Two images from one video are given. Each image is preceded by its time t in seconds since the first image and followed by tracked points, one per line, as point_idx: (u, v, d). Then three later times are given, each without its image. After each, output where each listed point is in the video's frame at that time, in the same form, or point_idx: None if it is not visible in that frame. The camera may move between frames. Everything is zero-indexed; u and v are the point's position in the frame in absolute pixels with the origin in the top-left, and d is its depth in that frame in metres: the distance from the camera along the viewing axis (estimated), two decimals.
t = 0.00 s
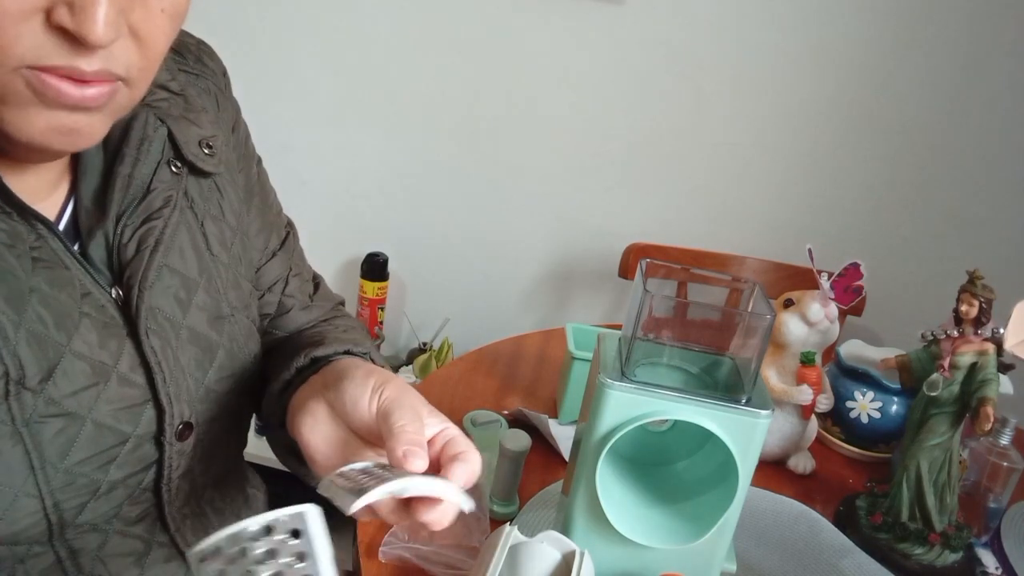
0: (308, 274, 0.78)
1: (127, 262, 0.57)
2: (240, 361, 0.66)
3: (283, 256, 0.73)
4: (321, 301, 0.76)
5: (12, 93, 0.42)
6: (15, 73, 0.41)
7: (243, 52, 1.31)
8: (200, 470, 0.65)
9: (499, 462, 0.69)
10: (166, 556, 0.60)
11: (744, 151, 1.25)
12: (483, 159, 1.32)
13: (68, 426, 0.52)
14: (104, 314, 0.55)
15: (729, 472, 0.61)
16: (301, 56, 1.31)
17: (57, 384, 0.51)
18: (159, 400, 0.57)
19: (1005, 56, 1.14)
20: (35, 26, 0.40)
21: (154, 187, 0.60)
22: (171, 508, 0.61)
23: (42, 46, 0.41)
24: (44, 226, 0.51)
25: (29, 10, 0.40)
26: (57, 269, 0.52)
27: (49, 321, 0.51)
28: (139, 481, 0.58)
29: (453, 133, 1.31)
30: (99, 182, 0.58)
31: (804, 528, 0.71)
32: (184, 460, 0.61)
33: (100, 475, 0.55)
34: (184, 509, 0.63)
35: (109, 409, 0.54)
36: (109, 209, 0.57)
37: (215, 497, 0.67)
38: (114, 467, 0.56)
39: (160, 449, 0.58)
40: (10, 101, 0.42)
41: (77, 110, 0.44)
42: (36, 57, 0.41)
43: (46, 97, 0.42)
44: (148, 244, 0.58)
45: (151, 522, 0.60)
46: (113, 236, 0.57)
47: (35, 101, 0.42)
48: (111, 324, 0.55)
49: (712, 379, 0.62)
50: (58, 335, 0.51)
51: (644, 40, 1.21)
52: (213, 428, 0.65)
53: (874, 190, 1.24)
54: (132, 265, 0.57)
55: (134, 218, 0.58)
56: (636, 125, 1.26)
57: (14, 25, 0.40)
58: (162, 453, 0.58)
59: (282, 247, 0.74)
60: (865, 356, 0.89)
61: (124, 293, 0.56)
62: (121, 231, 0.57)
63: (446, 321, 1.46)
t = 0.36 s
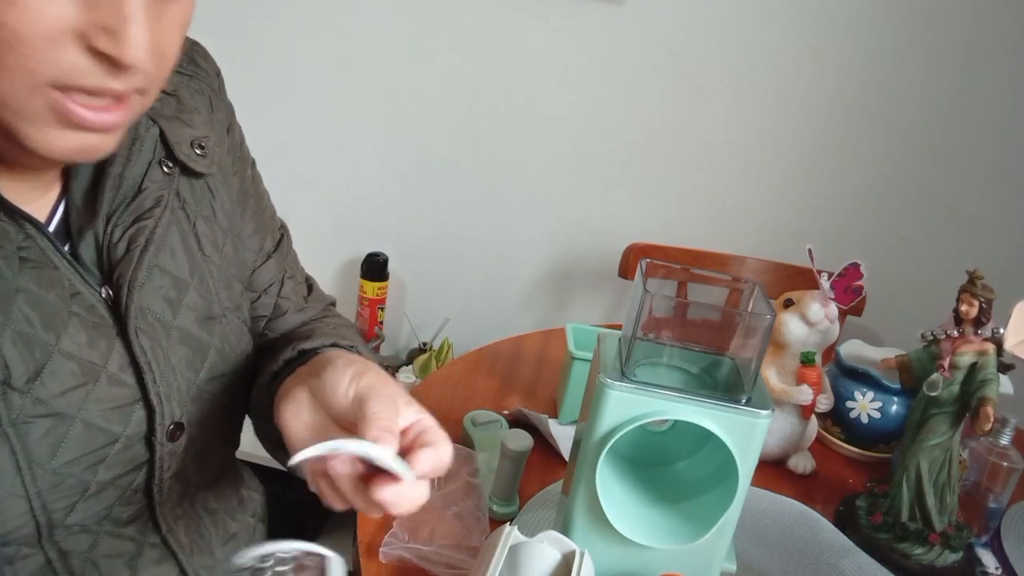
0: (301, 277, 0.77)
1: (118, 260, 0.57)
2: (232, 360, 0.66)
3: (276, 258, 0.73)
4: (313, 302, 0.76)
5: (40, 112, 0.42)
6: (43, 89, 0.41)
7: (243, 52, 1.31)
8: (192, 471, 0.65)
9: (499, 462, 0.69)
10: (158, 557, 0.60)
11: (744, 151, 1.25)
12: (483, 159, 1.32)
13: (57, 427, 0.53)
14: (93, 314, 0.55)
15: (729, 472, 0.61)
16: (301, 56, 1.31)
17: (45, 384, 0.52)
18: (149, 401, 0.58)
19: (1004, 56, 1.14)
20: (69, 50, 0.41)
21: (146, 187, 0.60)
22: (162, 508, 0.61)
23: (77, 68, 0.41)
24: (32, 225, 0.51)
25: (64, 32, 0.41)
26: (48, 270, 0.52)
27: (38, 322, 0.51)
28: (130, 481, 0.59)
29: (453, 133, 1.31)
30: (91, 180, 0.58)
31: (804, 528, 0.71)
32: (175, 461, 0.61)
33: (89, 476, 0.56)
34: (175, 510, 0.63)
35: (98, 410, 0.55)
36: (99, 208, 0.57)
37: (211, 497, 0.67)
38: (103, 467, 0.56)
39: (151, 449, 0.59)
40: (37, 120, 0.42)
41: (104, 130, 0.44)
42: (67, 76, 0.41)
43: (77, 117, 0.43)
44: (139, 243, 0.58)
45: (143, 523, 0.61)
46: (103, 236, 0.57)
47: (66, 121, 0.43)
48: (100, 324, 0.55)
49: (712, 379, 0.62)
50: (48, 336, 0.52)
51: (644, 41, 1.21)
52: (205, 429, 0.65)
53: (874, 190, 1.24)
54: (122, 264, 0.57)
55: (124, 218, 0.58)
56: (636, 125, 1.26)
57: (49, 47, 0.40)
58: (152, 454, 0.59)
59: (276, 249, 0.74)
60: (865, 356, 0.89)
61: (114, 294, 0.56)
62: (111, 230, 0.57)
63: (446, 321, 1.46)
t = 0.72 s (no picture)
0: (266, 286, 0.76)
1: (144, 252, 0.55)
2: (238, 346, 0.63)
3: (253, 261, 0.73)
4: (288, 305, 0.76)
5: (144, 139, 0.44)
6: (148, 125, 0.43)
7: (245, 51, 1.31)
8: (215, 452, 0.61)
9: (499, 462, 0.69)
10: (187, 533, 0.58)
11: (745, 151, 1.25)
12: (484, 159, 1.32)
13: (109, 415, 0.50)
14: (125, 301, 0.51)
15: (729, 472, 0.61)
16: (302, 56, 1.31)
17: (96, 374, 0.49)
18: (185, 379, 0.55)
19: (1005, 56, 1.14)
20: (179, 92, 0.43)
21: (159, 182, 0.58)
22: (191, 487, 0.58)
23: (182, 104, 0.44)
24: (59, 221, 0.47)
25: (171, 81, 0.42)
26: (77, 263, 0.48)
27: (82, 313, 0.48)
28: (164, 462, 0.55)
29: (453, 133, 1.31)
30: (107, 183, 0.54)
31: (805, 528, 0.71)
32: (203, 441, 0.58)
33: (132, 460, 0.53)
34: (203, 486, 0.59)
35: (141, 395, 0.52)
36: (119, 202, 0.54)
37: (230, 476, 0.64)
38: (144, 451, 0.53)
39: (183, 429, 0.56)
40: (136, 145, 0.44)
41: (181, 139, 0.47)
42: (167, 114, 0.43)
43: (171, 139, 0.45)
44: (162, 235, 0.56)
45: (173, 501, 0.57)
46: (126, 231, 0.55)
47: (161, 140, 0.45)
48: (131, 314, 0.51)
49: (712, 379, 0.62)
50: (89, 327, 0.48)
51: (645, 41, 1.21)
52: (223, 410, 0.62)
53: (875, 190, 1.24)
54: (150, 255, 0.55)
55: (145, 208, 0.56)
56: (637, 125, 1.26)
57: (164, 97, 0.42)
58: (185, 433, 0.56)
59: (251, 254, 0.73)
60: (864, 355, 0.89)
61: (143, 281, 0.54)
62: (134, 224, 0.55)
63: (446, 321, 1.46)
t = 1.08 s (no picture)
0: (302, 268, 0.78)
1: (171, 256, 0.56)
2: (252, 353, 0.64)
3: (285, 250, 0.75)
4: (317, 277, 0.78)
5: (173, 146, 0.45)
6: (176, 133, 0.44)
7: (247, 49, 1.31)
8: (225, 454, 0.61)
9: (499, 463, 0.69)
10: (195, 531, 0.57)
11: (745, 151, 1.25)
12: (484, 159, 1.32)
13: (134, 409, 0.51)
14: (153, 303, 0.53)
15: (729, 471, 0.61)
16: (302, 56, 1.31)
17: (124, 367, 0.50)
18: (205, 380, 0.56)
19: (1004, 55, 1.14)
20: (207, 103, 0.44)
21: (186, 189, 0.59)
22: (204, 484, 0.58)
23: (209, 114, 0.45)
24: (93, 219, 0.49)
25: (200, 93, 0.43)
26: (111, 262, 0.51)
27: (117, 313, 0.50)
28: (181, 459, 0.56)
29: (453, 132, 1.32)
30: (136, 188, 0.57)
31: (805, 528, 0.71)
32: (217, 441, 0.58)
33: (155, 453, 0.53)
34: (213, 486, 0.59)
35: (165, 390, 0.53)
36: (151, 205, 0.56)
37: (239, 477, 0.64)
38: (165, 445, 0.54)
39: (200, 429, 0.56)
40: (164, 152, 0.45)
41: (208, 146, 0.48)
42: (195, 124, 0.45)
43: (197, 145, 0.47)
44: (189, 240, 0.57)
45: (186, 499, 0.57)
46: (153, 234, 0.56)
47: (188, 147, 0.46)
48: (160, 312, 0.53)
49: (712, 379, 0.62)
50: (120, 322, 0.50)
51: (645, 40, 1.21)
52: (235, 412, 0.62)
53: (875, 190, 1.24)
54: (177, 259, 0.56)
55: (172, 214, 0.57)
56: (637, 125, 1.26)
57: (192, 107, 0.43)
58: (201, 433, 0.56)
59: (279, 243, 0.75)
60: (864, 355, 0.89)
61: (169, 283, 0.55)
62: (162, 227, 0.56)
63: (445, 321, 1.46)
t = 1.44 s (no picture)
0: (343, 196, 0.81)
1: (169, 260, 0.55)
2: (258, 357, 0.64)
3: (320, 202, 0.77)
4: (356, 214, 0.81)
5: (157, 149, 0.45)
6: (163, 133, 0.44)
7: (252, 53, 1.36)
8: (224, 459, 0.62)
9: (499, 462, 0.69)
10: (194, 537, 0.58)
11: (745, 151, 1.25)
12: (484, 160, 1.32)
13: (128, 413, 0.51)
14: (150, 307, 0.53)
15: (729, 471, 0.61)
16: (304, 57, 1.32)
17: (119, 370, 0.50)
18: (203, 386, 0.56)
19: (1005, 55, 1.14)
20: (196, 102, 0.44)
21: (185, 192, 0.59)
22: (201, 490, 0.58)
23: (199, 116, 0.45)
24: (90, 225, 0.49)
25: (188, 90, 0.42)
26: (108, 265, 0.50)
27: (112, 313, 0.50)
28: (177, 465, 0.56)
29: (454, 132, 1.32)
30: (133, 194, 0.55)
31: (804, 528, 0.71)
32: (216, 447, 0.59)
33: (150, 460, 0.53)
34: (211, 491, 0.59)
35: (161, 396, 0.53)
36: (146, 211, 0.55)
37: (238, 481, 0.65)
38: (160, 452, 0.54)
39: (198, 435, 0.57)
40: (151, 154, 0.45)
41: (199, 155, 0.48)
42: (183, 124, 0.44)
43: (188, 150, 0.46)
44: (187, 244, 0.57)
45: (183, 504, 0.58)
46: (151, 239, 0.55)
47: (174, 153, 0.46)
48: (158, 317, 0.53)
49: (712, 380, 0.62)
50: (115, 325, 0.50)
51: (645, 40, 1.21)
52: (238, 416, 0.63)
53: (875, 190, 1.24)
54: (174, 263, 0.55)
55: (170, 217, 0.57)
56: (637, 125, 1.26)
57: (182, 105, 0.43)
58: (200, 439, 0.57)
59: (315, 191, 0.77)
60: (865, 356, 0.89)
61: (166, 288, 0.55)
62: (160, 232, 0.56)
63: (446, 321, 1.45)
